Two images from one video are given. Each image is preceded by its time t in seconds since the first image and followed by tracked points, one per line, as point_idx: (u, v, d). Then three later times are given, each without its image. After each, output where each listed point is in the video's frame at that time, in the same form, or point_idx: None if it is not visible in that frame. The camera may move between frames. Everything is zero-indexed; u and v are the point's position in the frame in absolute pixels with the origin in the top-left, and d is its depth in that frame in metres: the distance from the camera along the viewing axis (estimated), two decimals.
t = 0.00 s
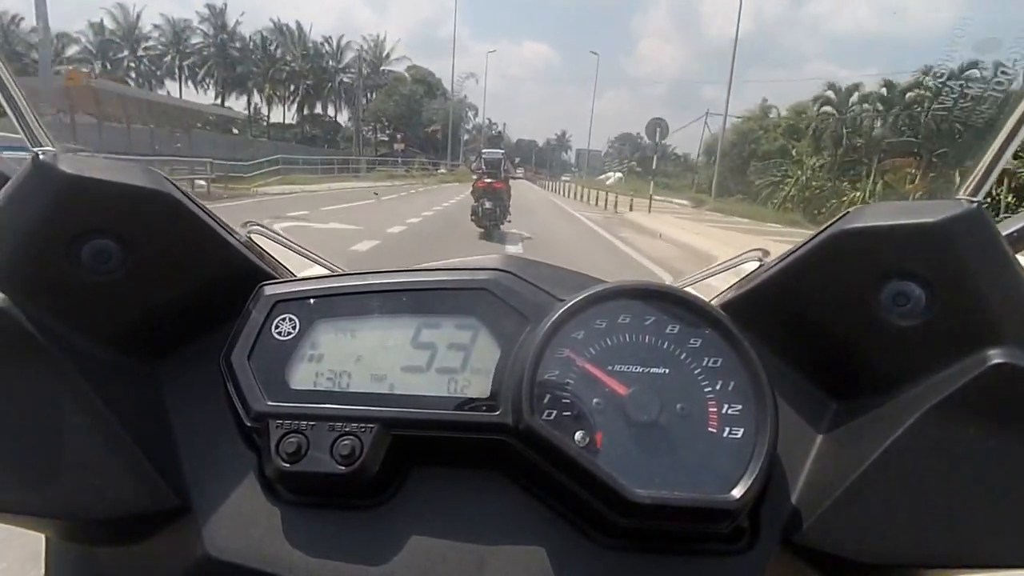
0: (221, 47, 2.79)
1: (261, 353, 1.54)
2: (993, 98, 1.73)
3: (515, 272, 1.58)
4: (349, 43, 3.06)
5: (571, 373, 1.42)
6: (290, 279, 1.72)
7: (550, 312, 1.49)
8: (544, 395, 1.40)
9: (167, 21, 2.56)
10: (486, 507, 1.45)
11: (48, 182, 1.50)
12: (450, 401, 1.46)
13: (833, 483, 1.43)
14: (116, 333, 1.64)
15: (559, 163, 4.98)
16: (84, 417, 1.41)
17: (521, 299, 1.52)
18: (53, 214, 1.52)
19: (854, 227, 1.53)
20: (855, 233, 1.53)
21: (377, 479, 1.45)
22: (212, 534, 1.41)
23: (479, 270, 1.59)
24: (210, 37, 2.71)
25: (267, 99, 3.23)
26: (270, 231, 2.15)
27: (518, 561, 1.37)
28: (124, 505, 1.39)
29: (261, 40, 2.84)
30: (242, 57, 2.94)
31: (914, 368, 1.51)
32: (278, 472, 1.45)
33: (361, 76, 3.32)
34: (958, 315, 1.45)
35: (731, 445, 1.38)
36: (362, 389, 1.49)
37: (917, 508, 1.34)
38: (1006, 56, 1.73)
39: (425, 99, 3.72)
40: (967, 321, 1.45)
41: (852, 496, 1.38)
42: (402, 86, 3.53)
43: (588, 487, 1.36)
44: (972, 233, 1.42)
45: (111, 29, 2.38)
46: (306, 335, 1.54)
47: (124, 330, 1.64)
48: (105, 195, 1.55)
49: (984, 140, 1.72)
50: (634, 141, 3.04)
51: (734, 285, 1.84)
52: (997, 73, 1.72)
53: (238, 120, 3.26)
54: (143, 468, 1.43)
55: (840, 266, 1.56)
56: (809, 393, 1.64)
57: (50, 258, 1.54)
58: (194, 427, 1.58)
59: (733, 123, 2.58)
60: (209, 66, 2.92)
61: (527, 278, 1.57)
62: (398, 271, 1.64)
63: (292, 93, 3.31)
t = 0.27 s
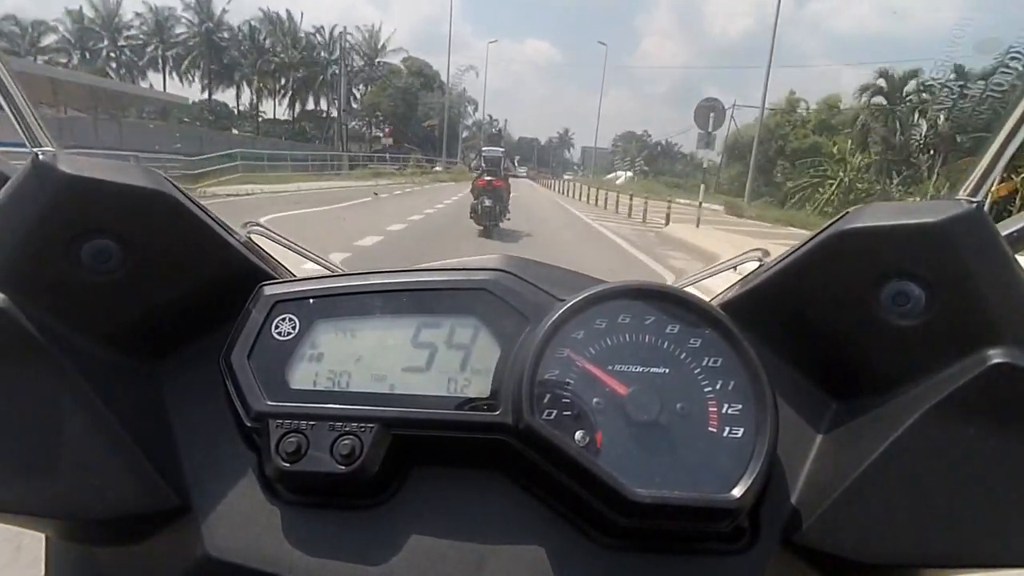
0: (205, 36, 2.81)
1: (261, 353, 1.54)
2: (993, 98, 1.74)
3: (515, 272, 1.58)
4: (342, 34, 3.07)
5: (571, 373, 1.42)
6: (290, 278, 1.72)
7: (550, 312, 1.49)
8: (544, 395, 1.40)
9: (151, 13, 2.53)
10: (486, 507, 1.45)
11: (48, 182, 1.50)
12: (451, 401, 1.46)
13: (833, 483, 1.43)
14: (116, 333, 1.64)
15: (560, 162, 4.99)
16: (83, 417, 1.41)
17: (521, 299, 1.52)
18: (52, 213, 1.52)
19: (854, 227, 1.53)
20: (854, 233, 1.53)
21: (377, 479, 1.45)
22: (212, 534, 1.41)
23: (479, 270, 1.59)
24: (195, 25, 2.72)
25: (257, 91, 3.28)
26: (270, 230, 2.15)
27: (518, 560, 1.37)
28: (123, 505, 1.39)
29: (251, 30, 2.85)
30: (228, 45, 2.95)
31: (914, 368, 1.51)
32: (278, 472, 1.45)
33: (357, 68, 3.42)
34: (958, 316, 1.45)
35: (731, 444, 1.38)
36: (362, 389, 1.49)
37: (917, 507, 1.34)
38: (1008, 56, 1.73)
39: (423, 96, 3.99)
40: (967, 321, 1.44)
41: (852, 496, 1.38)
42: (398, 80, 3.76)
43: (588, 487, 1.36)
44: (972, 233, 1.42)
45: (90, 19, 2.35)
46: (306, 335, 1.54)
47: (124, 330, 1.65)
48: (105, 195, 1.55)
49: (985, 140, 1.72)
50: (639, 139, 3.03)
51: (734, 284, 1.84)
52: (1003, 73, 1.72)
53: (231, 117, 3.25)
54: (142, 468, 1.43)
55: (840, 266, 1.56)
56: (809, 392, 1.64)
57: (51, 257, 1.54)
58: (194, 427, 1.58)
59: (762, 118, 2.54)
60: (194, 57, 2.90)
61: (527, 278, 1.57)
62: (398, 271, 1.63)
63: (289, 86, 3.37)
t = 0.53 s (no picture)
0: (192, 32, 2.89)
1: (261, 353, 1.54)
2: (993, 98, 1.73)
3: (515, 272, 1.58)
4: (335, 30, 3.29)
5: (571, 373, 1.42)
6: (290, 278, 1.72)
7: (551, 312, 1.49)
8: (544, 395, 1.40)
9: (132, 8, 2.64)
10: (486, 507, 1.45)
11: (48, 182, 1.50)
12: (451, 401, 1.46)
13: (833, 484, 1.43)
14: (116, 333, 1.64)
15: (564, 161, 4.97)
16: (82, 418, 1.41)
17: (521, 299, 1.52)
18: (52, 214, 1.52)
19: (854, 226, 1.54)
20: (854, 233, 1.53)
21: (377, 479, 1.45)
22: (212, 534, 1.41)
23: (479, 270, 1.59)
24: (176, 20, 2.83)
25: (245, 89, 3.37)
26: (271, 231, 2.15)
27: (518, 560, 1.37)
28: (123, 505, 1.39)
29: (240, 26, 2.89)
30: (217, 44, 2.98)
31: (914, 368, 1.52)
32: (277, 472, 1.45)
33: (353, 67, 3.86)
34: (959, 315, 1.46)
35: (731, 445, 1.38)
36: (363, 390, 1.49)
37: (916, 509, 1.34)
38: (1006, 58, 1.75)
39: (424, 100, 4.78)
40: (968, 321, 1.45)
41: (853, 496, 1.38)
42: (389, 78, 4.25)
43: (588, 488, 1.36)
44: (972, 233, 1.42)
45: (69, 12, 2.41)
46: (306, 336, 1.54)
47: (125, 330, 1.65)
48: (105, 195, 1.55)
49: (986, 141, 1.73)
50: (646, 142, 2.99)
51: (734, 284, 1.84)
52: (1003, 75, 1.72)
53: (222, 111, 3.46)
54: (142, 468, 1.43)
55: (840, 266, 1.56)
56: (809, 393, 1.64)
57: (51, 257, 1.54)
58: (193, 427, 1.58)
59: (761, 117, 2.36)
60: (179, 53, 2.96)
61: (526, 278, 1.57)
62: (398, 271, 1.63)
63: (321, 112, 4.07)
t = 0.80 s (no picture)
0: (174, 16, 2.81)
1: (261, 353, 1.54)
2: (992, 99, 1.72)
3: (515, 272, 1.58)
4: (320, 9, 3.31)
5: (571, 373, 1.42)
6: (290, 278, 1.72)
7: (551, 312, 1.49)
8: (544, 395, 1.40)
9: None
10: (486, 507, 1.45)
11: (49, 182, 1.50)
12: (451, 401, 1.46)
13: (832, 484, 1.43)
14: (116, 332, 1.64)
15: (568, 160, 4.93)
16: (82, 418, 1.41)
17: (521, 299, 1.52)
18: (53, 214, 1.52)
19: (854, 226, 1.53)
20: (855, 232, 1.53)
21: (377, 480, 1.45)
22: (212, 534, 1.41)
23: (480, 270, 1.59)
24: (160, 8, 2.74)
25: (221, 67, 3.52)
26: (272, 230, 2.15)
27: (517, 560, 1.37)
28: (122, 505, 1.39)
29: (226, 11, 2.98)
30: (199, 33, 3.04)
31: (914, 368, 1.51)
32: (277, 472, 1.45)
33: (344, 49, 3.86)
34: (960, 315, 1.45)
35: (731, 445, 1.38)
36: (363, 390, 1.49)
37: (916, 509, 1.34)
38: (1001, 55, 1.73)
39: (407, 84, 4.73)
40: (968, 321, 1.44)
41: (852, 497, 1.38)
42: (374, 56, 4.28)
43: (588, 488, 1.36)
44: (973, 233, 1.42)
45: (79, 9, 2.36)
46: (306, 336, 1.54)
47: (125, 330, 1.65)
48: (105, 195, 1.55)
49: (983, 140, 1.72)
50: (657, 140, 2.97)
51: (735, 284, 1.84)
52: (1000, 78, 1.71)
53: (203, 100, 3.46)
54: (142, 468, 1.43)
55: (841, 266, 1.56)
56: (809, 393, 1.64)
57: (50, 257, 1.54)
58: (194, 427, 1.58)
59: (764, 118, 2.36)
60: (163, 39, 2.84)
61: (527, 278, 1.57)
62: (398, 271, 1.63)
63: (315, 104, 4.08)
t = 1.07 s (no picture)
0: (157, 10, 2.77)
1: (261, 353, 1.54)
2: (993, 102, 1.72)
3: (516, 273, 1.58)
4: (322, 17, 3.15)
5: (572, 373, 1.42)
6: (291, 279, 1.72)
7: (552, 312, 1.49)
8: (545, 395, 1.40)
9: None
10: (486, 507, 1.45)
11: (50, 182, 1.51)
12: (452, 401, 1.46)
13: (833, 485, 1.42)
14: (117, 333, 1.64)
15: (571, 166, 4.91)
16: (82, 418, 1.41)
17: (522, 299, 1.52)
18: (54, 214, 1.52)
19: (856, 227, 1.53)
20: (855, 233, 1.53)
21: (377, 480, 1.45)
22: (212, 534, 1.41)
23: (480, 270, 1.59)
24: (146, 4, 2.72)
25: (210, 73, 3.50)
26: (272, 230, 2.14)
27: (518, 561, 1.37)
28: (123, 505, 1.39)
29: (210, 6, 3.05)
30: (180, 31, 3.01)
31: (915, 370, 1.51)
32: (278, 472, 1.45)
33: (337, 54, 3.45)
34: (961, 316, 1.45)
35: (732, 445, 1.38)
36: (363, 390, 1.49)
37: (917, 510, 1.34)
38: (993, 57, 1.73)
39: (412, 83, 4.11)
40: (969, 322, 1.44)
41: (853, 497, 1.38)
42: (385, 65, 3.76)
43: (589, 488, 1.36)
44: (974, 233, 1.42)
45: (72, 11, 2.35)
46: (306, 336, 1.54)
47: (125, 331, 1.65)
48: (105, 194, 1.55)
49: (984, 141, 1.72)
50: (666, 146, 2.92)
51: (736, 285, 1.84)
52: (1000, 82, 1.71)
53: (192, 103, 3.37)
54: (142, 467, 1.43)
55: (842, 266, 1.56)
56: (810, 394, 1.64)
57: (51, 257, 1.54)
58: (194, 427, 1.58)
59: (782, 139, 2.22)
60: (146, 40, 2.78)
61: (527, 278, 1.57)
62: (399, 271, 1.63)
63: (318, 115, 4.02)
